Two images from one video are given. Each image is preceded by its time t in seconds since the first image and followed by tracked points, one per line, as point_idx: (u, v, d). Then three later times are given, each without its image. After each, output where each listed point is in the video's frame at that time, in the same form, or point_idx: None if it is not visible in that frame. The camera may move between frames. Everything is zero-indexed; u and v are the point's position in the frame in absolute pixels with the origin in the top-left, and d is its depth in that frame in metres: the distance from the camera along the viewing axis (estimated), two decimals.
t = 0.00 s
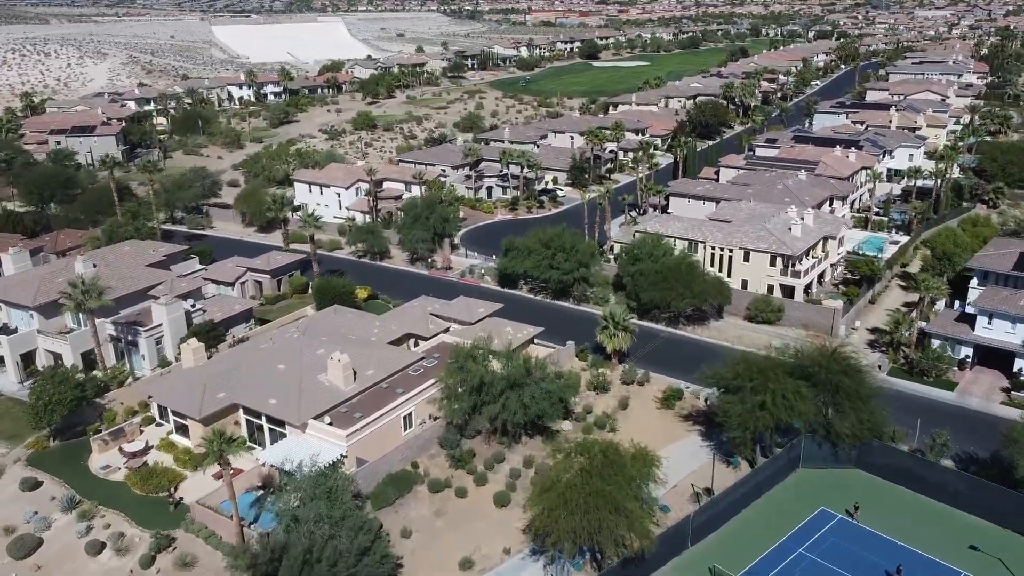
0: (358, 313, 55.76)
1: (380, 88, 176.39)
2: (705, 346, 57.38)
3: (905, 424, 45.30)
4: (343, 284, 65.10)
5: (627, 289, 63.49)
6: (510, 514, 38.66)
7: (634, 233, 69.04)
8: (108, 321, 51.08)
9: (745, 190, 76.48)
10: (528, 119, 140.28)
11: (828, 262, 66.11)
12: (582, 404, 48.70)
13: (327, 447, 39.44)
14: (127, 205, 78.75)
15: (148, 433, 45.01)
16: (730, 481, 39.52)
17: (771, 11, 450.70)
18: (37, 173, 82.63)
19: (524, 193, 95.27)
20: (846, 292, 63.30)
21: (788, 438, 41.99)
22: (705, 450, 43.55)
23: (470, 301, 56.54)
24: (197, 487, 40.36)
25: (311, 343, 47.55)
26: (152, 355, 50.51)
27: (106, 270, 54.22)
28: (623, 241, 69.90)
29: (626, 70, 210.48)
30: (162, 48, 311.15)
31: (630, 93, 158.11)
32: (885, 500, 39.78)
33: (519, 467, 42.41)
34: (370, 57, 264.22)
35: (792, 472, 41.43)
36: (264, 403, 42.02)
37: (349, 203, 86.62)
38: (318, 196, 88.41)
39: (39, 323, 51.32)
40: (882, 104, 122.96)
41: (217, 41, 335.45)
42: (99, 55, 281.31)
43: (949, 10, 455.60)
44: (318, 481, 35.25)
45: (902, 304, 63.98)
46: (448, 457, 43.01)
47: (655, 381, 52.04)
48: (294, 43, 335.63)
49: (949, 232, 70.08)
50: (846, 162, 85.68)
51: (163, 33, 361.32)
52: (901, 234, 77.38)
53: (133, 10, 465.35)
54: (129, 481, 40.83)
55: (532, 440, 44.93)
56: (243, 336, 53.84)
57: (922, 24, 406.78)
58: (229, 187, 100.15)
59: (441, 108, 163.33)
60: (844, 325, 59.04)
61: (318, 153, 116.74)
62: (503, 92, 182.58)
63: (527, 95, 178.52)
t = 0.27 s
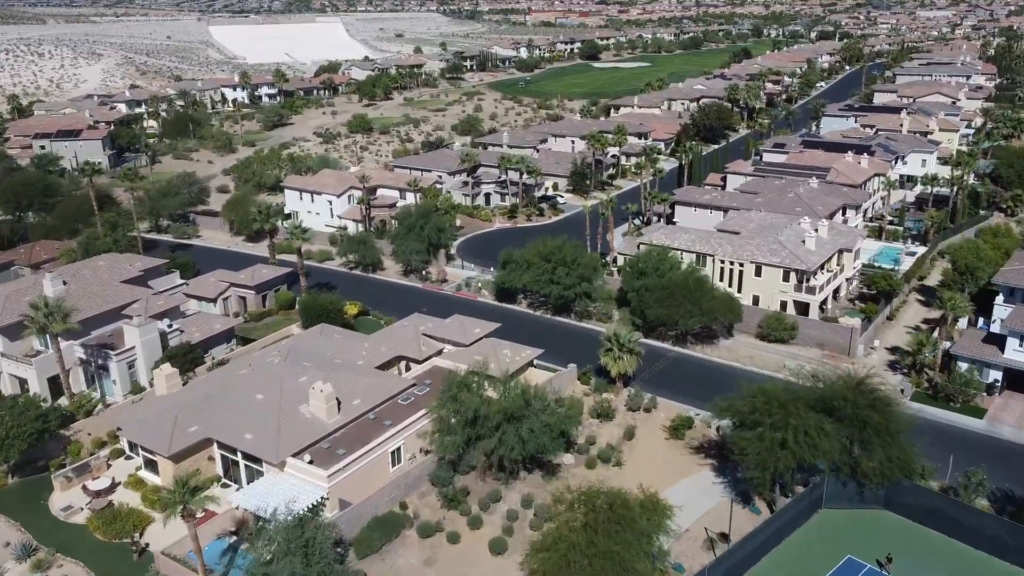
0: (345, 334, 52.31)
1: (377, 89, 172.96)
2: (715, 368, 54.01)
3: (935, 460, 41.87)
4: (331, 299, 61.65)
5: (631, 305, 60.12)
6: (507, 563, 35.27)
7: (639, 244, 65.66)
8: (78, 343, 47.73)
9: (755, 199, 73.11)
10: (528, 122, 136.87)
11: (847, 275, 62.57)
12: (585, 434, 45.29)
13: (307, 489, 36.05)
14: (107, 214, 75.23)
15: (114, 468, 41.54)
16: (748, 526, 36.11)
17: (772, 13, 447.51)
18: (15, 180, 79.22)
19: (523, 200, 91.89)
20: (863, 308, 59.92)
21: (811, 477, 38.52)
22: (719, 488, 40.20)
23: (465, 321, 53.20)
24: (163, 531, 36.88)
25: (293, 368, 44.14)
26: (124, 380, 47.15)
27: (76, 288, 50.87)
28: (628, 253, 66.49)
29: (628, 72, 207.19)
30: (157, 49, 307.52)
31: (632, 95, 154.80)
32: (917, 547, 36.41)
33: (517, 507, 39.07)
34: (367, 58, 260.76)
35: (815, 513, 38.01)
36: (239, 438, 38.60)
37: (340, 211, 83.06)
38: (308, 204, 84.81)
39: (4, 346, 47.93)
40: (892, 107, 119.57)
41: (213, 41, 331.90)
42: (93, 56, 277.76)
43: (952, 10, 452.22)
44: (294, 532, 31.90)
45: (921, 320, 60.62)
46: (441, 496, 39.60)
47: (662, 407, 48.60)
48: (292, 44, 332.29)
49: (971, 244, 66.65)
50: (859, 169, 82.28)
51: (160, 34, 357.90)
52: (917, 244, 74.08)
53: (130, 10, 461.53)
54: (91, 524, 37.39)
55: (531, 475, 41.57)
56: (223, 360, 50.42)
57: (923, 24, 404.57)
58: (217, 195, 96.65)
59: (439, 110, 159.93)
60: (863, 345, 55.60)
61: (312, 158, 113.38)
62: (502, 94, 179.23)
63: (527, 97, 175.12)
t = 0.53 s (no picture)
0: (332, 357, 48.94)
1: (374, 91, 169.65)
2: (727, 393, 50.69)
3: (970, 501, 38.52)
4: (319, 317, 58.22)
5: (637, 323, 56.76)
6: None
7: (644, 257, 62.30)
8: (42, 370, 44.40)
9: (765, 208, 69.74)
10: (527, 125, 133.54)
11: (865, 291, 59.14)
12: (588, 469, 41.92)
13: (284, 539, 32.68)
14: (87, 224, 71.90)
15: (74, 511, 38.04)
16: None
17: (773, 13, 444.12)
18: None
19: (522, 208, 88.54)
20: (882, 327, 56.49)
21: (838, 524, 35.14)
22: (736, 533, 36.83)
23: (459, 343, 49.82)
24: None
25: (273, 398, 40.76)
26: (91, 410, 43.84)
27: (43, 309, 47.53)
28: (633, 267, 63.12)
29: (629, 73, 203.83)
30: (153, 49, 304.07)
31: (633, 97, 151.47)
32: None
33: (515, 554, 35.69)
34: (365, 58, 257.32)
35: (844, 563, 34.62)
36: (211, 481, 35.22)
37: (332, 220, 79.76)
38: (299, 213, 81.51)
39: None
40: (902, 110, 116.20)
41: (209, 41, 328.43)
42: (87, 56, 274.30)
43: (955, 10, 448.74)
44: None
45: (944, 338, 57.24)
46: (431, 542, 36.23)
47: (672, 437, 45.24)
48: (289, 44, 328.93)
49: (995, 257, 63.18)
50: (873, 176, 78.95)
51: (156, 34, 354.61)
52: (934, 256, 70.76)
53: (127, 10, 458.09)
54: None
55: (530, 517, 38.21)
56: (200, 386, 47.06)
57: (926, 24, 401.17)
58: (205, 202, 93.34)
59: (437, 113, 156.56)
60: (883, 367, 52.21)
61: (305, 163, 110.07)
62: (501, 96, 175.81)
63: (527, 99, 171.83)
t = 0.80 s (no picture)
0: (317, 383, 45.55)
1: (370, 93, 166.29)
2: (740, 422, 47.33)
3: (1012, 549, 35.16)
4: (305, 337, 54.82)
5: (643, 344, 53.38)
6: None
7: (650, 272, 58.94)
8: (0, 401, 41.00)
9: (776, 218, 66.34)
10: (527, 128, 130.20)
11: (885, 309, 55.75)
12: (592, 510, 38.54)
13: None
14: (63, 235, 68.48)
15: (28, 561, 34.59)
16: None
17: (774, 13, 440.85)
18: None
19: (522, 216, 85.07)
20: (905, 347, 53.09)
21: None
22: None
23: (453, 369, 46.45)
24: None
25: (249, 433, 37.39)
26: (53, 445, 40.46)
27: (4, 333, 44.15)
28: (638, 282, 59.72)
29: (630, 74, 200.51)
30: (148, 50, 300.77)
31: (635, 100, 148.16)
32: None
33: None
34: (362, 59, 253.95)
35: None
36: (176, 531, 31.85)
37: (322, 229, 76.34)
38: (288, 221, 78.10)
39: None
40: (913, 112, 112.81)
41: (205, 41, 325.04)
42: (81, 57, 270.91)
43: (957, 10, 445.48)
44: None
45: (970, 360, 53.86)
46: None
47: (683, 473, 41.89)
48: (286, 45, 325.65)
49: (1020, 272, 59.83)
50: (888, 184, 75.57)
51: (152, 35, 351.35)
52: (954, 268, 67.38)
53: (123, 10, 454.67)
54: None
55: (529, 567, 34.83)
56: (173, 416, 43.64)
57: (928, 24, 398.07)
58: (192, 210, 89.96)
59: (434, 115, 153.18)
60: (907, 392, 48.83)
61: (297, 168, 106.73)
62: (500, 98, 172.45)
63: (526, 100, 168.52)
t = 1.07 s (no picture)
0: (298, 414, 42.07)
1: (367, 95, 162.92)
2: (754, 453, 43.97)
3: None
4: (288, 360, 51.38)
5: (650, 367, 49.95)
6: None
7: (656, 288, 55.55)
8: None
9: (789, 229, 62.98)
10: (526, 132, 126.84)
11: (907, 329, 52.37)
12: (597, 559, 35.10)
13: None
14: (37, 246, 65.02)
15: None
16: None
17: (774, 13, 437.64)
18: None
19: (521, 224, 81.66)
20: (929, 371, 49.66)
21: None
22: None
23: (445, 398, 43.03)
24: None
25: (220, 476, 33.91)
26: (8, 485, 37.13)
27: None
28: (644, 299, 56.32)
29: (631, 75, 197.18)
30: (144, 50, 297.46)
31: (637, 102, 144.80)
32: None
33: None
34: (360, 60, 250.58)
35: None
36: None
37: (312, 239, 72.90)
38: (277, 231, 74.67)
39: None
40: (924, 116, 109.43)
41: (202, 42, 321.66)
42: (76, 58, 267.55)
43: (960, 10, 442.34)
44: None
45: (999, 383, 50.48)
46: None
47: (695, 514, 38.47)
48: (283, 45, 322.26)
49: None
50: (904, 192, 72.22)
51: (149, 35, 348.07)
52: (976, 281, 64.00)
53: (120, 10, 451.39)
54: None
55: None
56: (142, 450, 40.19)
57: (930, 24, 395.15)
58: (178, 218, 86.55)
59: (432, 117, 149.82)
60: (935, 421, 45.43)
61: (289, 173, 103.29)
62: (499, 100, 169.09)
63: (526, 102, 165.20)
